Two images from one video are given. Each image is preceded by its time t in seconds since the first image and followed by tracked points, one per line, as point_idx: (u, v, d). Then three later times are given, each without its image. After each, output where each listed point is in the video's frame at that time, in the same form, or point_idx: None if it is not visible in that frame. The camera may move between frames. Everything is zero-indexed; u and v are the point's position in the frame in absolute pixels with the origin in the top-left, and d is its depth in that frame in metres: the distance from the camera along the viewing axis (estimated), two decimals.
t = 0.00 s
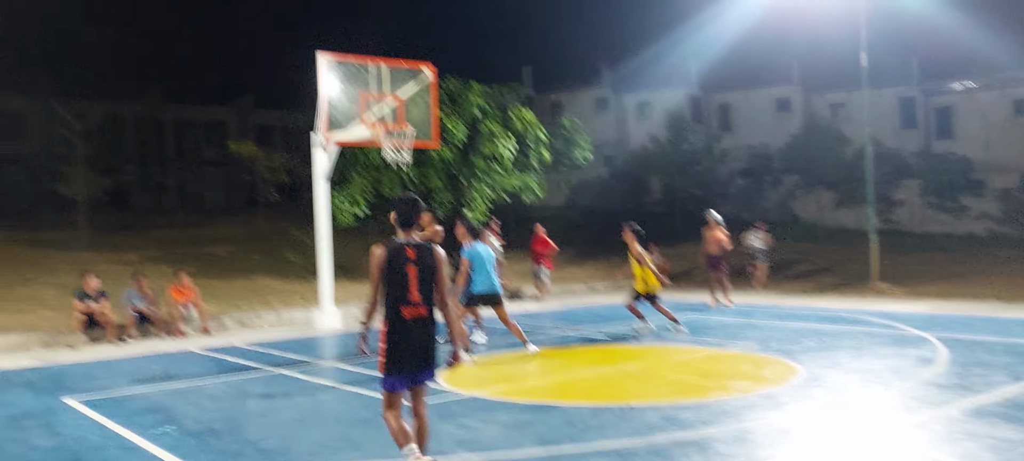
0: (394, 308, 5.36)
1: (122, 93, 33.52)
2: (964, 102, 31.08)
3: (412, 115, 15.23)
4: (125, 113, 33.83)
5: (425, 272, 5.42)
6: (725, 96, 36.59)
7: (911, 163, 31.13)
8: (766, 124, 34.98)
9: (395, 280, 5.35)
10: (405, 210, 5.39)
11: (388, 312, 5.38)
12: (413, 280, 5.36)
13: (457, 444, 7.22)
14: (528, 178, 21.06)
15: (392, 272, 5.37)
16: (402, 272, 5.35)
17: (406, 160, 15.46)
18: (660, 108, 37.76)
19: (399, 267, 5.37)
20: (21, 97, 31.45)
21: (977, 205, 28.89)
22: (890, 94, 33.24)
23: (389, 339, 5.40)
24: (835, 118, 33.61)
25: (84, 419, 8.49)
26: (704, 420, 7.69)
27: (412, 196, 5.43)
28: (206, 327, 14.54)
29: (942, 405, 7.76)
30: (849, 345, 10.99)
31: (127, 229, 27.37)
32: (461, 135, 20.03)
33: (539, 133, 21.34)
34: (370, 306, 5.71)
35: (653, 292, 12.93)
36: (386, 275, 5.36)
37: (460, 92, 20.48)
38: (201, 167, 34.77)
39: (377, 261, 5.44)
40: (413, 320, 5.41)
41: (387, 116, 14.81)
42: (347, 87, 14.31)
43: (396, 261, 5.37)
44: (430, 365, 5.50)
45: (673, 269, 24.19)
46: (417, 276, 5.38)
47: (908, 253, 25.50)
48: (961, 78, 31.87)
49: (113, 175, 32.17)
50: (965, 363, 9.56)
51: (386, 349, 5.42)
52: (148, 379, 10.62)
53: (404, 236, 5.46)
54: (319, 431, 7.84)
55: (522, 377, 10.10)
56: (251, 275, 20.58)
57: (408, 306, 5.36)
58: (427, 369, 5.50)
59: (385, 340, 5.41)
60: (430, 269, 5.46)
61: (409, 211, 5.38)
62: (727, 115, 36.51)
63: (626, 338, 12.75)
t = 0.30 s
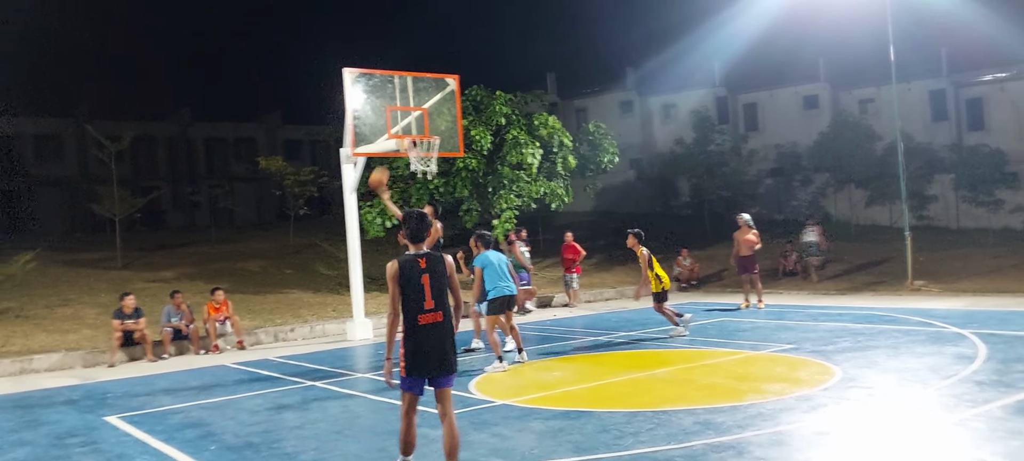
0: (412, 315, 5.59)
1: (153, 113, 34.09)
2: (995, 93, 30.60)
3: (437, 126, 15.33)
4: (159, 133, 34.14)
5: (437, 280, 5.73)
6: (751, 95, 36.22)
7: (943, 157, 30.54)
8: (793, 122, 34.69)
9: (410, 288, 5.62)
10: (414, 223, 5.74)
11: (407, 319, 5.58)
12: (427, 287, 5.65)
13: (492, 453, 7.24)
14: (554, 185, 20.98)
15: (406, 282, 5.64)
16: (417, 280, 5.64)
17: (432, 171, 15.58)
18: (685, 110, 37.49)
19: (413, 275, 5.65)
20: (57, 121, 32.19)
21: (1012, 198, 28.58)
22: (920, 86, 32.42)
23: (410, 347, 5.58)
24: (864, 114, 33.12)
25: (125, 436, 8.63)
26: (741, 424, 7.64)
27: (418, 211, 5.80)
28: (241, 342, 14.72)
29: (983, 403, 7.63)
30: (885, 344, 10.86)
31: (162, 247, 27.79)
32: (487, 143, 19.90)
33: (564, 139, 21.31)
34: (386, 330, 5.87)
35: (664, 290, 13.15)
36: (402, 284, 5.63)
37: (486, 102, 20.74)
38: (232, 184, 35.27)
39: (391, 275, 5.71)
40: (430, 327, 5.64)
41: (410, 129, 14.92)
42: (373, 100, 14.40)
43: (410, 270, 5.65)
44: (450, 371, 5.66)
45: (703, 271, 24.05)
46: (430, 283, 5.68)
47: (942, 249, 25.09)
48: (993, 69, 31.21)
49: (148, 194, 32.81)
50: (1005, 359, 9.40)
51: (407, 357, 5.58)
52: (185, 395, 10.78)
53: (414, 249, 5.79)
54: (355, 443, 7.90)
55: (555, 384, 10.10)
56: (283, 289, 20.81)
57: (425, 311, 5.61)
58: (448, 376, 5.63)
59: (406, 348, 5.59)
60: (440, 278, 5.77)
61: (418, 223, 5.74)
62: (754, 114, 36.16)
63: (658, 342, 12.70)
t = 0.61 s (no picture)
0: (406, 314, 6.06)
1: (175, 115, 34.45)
2: (1021, 96, 30.26)
3: (455, 128, 15.37)
4: (181, 135, 34.46)
5: (431, 280, 6.16)
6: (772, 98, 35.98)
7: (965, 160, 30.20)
8: (814, 125, 34.42)
9: (405, 288, 6.10)
10: (409, 227, 6.18)
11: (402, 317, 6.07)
12: (421, 287, 6.10)
13: (509, 455, 7.24)
14: (573, 187, 20.93)
15: (402, 282, 6.12)
16: (411, 280, 6.10)
17: (449, 174, 15.62)
18: (706, 113, 37.35)
19: (407, 277, 6.12)
20: (83, 123, 32.70)
21: None
22: (944, 88, 32.15)
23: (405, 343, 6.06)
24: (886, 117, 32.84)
25: (146, 435, 8.70)
26: (760, 428, 7.59)
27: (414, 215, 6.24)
28: (260, 342, 14.81)
29: (1006, 410, 7.54)
30: (906, 349, 10.75)
31: (184, 248, 28.07)
32: (505, 146, 19.91)
33: (582, 141, 21.32)
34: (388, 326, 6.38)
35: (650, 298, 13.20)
36: (398, 285, 6.11)
37: (504, 105, 20.79)
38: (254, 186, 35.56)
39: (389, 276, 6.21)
40: (424, 324, 6.10)
41: (429, 131, 14.95)
42: (392, 103, 14.44)
43: (405, 271, 6.12)
44: (444, 364, 6.10)
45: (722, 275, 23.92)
46: (424, 283, 6.12)
47: (965, 254, 24.80)
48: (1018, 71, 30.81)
49: (170, 195, 33.16)
50: None
51: (402, 352, 6.06)
52: (206, 395, 10.87)
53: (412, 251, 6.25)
54: (372, 444, 7.93)
55: (572, 387, 10.10)
56: (303, 290, 20.93)
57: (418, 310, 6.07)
58: (440, 369, 6.06)
59: (402, 344, 6.07)
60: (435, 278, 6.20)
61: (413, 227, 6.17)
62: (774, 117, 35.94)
63: (676, 346, 12.64)
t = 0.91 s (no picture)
0: (408, 311, 6.43)
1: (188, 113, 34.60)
2: None
3: (467, 127, 15.40)
4: (193, 133, 34.59)
5: (432, 279, 6.52)
6: (784, 98, 35.86)
7: (978, 161, 30.09)
8: (826, 126, 34.28)
9: (407, 287, 6.47)
10: (413, 228, 6.56)
11: (404, 314, 6.44)
12: (422, 286, 6.47)
13: (519, 452, 7.25)
14: (584, 187, 20.92)
15: (405, 281, 6.49)
16: (413, 279, 6.47)
17: (460, 172, 15.65)
18: (717, 113, 37.24)
19: (410, 276, 6.49)
20: (95, 120, 32.92)
21: None
22: (957, 89, 31.97)
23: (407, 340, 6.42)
24: (898, 118, 32.66)
25: (158, 431, 8.76)
26: (770, 427, 7.58)
27: (418, 218, 6.63)
28: (272, 340, 14.87)
29: (1018, 410, 7.51)
30: (918, 349, 10.71)
31: (196, 246, 28.19)
32: (517, 145, 19.92)
33: (594, 141, 21.32)
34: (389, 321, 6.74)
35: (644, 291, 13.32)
36: (401, 284, 6.49)
37: (516, 104, 20.82)
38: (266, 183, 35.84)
39: (392, 275, 6.57)
40: (425, 321, 6.45)
41: (440, 129, 14.99)
42: (403, 101, 14.50)
43: (407, 271, 6.49)
44: (443, 360, 6.46)
45: (732, 275, 23.88)
46: (425, 282, 6.49)
47: (977, 255, 24.67)
48: None
49: (182, 193, 33.34)
50: None
51: (404, 347, 6.42)
52: (217, 391, 10.92)
53: (415, 251, 6.62)
54: (383, 441, 7.94)
55: (582, 385, 10.12)
56: (314, 288, 21.00)
57: (419, 307, 6.43)
58: (440, 364, 6.43)
59: (404, 340, 6.43)
60: (436, 277, 6.56)
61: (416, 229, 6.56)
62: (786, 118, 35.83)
63: (686, 346, 12.63)
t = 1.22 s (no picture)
0: (411, 299, 6.47)
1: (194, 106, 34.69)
2: None
3: (471, 118, 15.39)
4: (198, 126, 34.68)
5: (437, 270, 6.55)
6: (790, 89, 35.76)
7: (984, 150, 29.99)
8: (832, 116, 34.17)
9: (411, 276, 6.50)
10: (420, 219, 6.59)
11: (408, 302, 6.48)
12: (426, 275, 6.50)
13: (524, 443, 7.27)
14: (589, 178, 20.92)
15: (410, 270, 6.53)
16: (417, 269, 6.50)
17: (465, 163, 15.68)
18: (723, 103, 37.13)
19: (415, 265, 6.52)
20: (99, 114, 32.99)
21: None
22: (963, 78, 31.81)
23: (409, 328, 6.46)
24: (905, 107, 32.55)
25: (165, 423, 8.80)
26: (775, 417, 7.59)
27: (425, 209, 6.65)
28: (277, 332, 14.92)
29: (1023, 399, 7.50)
30: (923, 339, 10.70)
31: (203, 239, 28.33)
32: (521, 136, 19.91)
33: (599, 132, 21.30)
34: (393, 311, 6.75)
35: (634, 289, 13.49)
36: (405, 273, 6.53)
37: (521, 95, 20.80)
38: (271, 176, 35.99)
39: (398, 264, 6.62)
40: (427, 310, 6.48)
41: (445, 121, 14.99)
42: (407, 93, 14.49)
43: (412, 260, 6.52)
44: (444, 348, 6.49)
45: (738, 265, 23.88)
46: (429, 272, 6.51)
47: (983, 245, 24.63)
48: None
49: (188, 187, 33.46)
50: None
51: (407, 335, 6.47)
52: (223, 383, 10.97)
53: (421, 241, 6.64)
54: (388, 432, 7.96)
55: (587, 376, 10.15)
56: (321, 280, 21.09)
57: (422, 297, 6.46)
58: (441, 352, 6.46)
59: (407, 328, 6.47)
60: (441, 268, 6.58)
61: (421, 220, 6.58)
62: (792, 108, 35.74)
63: (691, 337, 12.64)
